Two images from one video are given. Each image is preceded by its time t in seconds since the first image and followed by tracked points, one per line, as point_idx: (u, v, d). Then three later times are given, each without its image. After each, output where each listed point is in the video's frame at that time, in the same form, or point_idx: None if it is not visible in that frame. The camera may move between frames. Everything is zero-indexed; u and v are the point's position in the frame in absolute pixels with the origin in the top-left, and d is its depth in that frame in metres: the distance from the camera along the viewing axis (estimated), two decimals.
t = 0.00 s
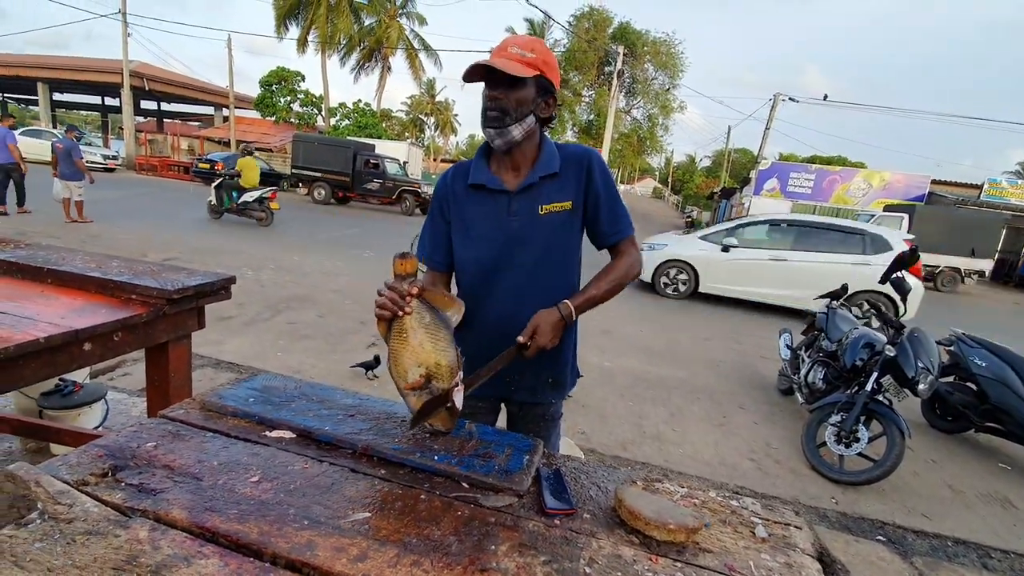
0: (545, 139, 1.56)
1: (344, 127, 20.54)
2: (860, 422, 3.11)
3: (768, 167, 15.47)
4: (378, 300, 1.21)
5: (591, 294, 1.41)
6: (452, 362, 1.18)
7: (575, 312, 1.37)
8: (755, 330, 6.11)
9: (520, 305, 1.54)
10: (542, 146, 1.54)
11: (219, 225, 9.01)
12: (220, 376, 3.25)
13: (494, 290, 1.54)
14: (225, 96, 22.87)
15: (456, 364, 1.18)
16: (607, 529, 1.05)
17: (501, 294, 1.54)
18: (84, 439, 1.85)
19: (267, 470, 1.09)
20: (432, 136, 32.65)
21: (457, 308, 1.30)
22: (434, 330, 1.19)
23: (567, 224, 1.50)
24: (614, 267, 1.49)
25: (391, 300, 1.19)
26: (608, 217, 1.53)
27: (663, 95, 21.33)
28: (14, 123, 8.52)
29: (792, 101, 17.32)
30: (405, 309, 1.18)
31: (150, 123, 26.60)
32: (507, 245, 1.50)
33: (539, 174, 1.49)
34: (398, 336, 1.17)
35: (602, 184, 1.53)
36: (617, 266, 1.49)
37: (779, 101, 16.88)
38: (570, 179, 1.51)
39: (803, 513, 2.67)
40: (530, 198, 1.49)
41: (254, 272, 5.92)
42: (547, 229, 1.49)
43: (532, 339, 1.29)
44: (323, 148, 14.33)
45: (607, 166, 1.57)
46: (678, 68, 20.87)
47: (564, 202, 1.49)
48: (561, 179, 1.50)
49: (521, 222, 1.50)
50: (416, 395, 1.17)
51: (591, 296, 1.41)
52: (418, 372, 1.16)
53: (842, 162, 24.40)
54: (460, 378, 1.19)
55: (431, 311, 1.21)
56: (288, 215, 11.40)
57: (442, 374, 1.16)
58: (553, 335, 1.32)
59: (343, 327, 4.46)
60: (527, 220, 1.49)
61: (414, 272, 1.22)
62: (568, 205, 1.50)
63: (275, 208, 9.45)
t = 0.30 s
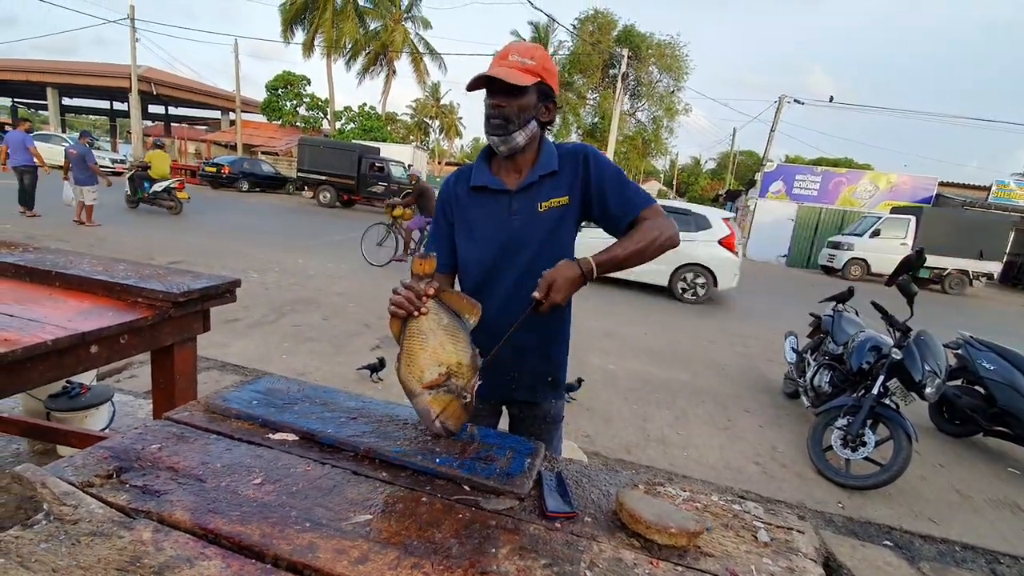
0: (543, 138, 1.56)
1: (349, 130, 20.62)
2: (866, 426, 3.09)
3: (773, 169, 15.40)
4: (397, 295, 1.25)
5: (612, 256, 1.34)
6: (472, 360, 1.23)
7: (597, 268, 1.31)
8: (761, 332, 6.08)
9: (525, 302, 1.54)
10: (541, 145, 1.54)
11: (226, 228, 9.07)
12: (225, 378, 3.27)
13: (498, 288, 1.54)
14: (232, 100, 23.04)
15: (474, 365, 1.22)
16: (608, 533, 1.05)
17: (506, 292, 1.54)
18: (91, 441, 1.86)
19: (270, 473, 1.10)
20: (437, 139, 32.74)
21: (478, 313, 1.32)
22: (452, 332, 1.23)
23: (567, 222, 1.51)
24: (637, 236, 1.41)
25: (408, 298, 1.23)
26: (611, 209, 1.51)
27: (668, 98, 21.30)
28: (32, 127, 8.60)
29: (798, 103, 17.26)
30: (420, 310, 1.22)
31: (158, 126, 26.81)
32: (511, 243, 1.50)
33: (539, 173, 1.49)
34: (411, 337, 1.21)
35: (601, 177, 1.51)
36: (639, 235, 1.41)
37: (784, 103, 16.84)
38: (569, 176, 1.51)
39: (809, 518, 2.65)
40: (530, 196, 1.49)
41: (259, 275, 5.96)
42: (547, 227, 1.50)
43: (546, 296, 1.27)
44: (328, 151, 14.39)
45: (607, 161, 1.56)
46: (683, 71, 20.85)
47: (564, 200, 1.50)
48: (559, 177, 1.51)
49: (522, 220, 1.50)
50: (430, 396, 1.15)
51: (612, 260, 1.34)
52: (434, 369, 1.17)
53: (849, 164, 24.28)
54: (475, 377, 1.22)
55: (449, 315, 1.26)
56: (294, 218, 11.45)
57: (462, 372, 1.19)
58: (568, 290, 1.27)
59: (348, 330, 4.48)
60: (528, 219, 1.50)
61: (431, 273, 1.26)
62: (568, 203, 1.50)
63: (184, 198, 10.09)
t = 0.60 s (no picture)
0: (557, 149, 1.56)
1: (351, 134, 20.69)
2: (873, 425, 3.08)
3: (776, 167, 15.35)
4: (362, 324, 1.22)
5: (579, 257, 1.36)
6: (440, 366, 1.19)
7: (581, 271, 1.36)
8: (765, 331, 6.07)
9: (524, 310, 1.54)
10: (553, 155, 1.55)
11: (229, 233, 9.11)
12: (230, 383, 3.28)
13: (500, 293, 1.54)
14: (234, 105, 23.14)
15: (446, 368, 1.20)
16: (612, 534, 1.05)
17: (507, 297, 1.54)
18: (97, 446, 1.88)
19: (273, 476, 1.10)
20: (439, 142, 32.80)
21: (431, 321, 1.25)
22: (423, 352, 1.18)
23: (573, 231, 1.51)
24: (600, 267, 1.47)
25: (369, 322, 1.20)
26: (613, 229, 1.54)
27: (669, 98, 21.31)
28: (41, 135, 8.69)
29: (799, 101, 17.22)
30: (384, 326, 1.19)
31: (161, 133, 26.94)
32: (515, 250, 1.50)
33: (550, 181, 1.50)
34: (389, 351, 1.19)
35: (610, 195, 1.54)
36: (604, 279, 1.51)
37: (786, 102, 16.81)
38: (579, 187, 1.52)
39: (817, 517, 2.64)
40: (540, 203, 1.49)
41: (263, 279, 5.98)
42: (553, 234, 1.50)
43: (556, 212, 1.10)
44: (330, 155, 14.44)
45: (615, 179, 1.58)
46: (684, 70, 20.84)
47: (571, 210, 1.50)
48: (571, 187, 1.51)
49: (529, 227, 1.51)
50: (416, 407, 1.19)
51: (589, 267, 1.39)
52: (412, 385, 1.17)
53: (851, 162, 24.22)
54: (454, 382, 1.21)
55: (416, 329, 1.22)
56: (297, 222, 11.49)
57: (434, 382, 1.18)
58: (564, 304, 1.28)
59: (351, 332, 4.49)
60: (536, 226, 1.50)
61: (383, 289, 1.22)
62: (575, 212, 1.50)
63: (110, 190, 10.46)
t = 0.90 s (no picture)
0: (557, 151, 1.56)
1: (352, 137, 20.71)
2: (879, 422, 3.06)
3: (777, 165, 15.32)
4: (359, 331, 1.23)
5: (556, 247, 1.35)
6: (433, 366, 1.19)
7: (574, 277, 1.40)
8: (769, 329, 6.05)
9: (524, 313, 1.54)
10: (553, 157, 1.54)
11: (232, 237, 9.13)
12: (234, 386, 3.29)
13: (500, 296, 1.55)
14: (236, 110, 23.22)
15: (444, 368, 1.21)
16: (617, 534, 1.05)
17: (507, 301, 1.55)
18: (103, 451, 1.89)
19: (278, 479, 1.10)
20: (440, 143, 32.85)
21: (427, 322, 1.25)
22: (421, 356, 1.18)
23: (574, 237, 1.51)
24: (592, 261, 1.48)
25: (365, 329, 1.21)
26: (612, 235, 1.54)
27: (670, 96, 21.26)
28: (46, 142, 8.71)
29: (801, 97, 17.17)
30: (380, 332, 1.20)
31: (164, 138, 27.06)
32: (513, 253, 1.51)
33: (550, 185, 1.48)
34: (386, 357, 1.19)
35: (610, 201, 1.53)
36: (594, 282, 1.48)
37: (787, 98, 16.78)
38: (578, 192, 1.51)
39: (823, 516, 2.62)
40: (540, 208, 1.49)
41: (266, 283, 6.00)
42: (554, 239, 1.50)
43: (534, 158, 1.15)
44: (331, 158, 14.46)
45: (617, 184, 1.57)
46: (684, 69, 20.83)
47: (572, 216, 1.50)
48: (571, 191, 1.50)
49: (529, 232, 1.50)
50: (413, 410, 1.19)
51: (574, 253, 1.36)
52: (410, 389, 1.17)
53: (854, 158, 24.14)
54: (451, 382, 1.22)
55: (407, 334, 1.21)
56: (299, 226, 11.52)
57: (433, 383, 1.19)
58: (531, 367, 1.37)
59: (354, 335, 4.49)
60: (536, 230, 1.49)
61: (376, 295, 1.22)
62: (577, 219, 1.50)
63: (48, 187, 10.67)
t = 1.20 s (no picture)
0: (548, 151, 1.56)
1: (350, 140, 20.74)
2: (884, 413, 3.06)
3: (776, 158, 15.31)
4: (337, 352, 1.22)
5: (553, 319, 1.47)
6: (411, 375, 1.21)
7: (559, 344, 1.43)
8: (772, 323, 6.04)
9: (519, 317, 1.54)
10: (545, 157, 1.54)
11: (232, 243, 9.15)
12: (239, 392, 3.30)
13: (494, 300, 1.55)
14: (234, 116, 23.26)
15: (419, 372, 1.24)
16: (624, 530, 1.05)
17: (501, 305, 1.55)
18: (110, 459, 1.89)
19: (285, 484, 1.10)
20: (438, 145, 32.87)
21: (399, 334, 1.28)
22: (399, 370, 1.20)
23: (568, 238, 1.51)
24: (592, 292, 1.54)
25: (342, 350, 1.20)
26: (606, 236, 1.55)
27: (667, 92, 21.23)
28: (47, 152, 8.72)
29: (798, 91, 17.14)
30: (354, 350, 1.19)
31: (163, 146, 27.12)
32: (507, 257, 1.51)
33: (542, 186, 1.49)
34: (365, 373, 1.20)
35: (604, 203, 1.54)
36: (599, 293, 1.56)
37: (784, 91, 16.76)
38: (571, 193, 1.51)
39: (830, 508, 2.62)
40: (533, 210, 1.49)
41: (268, 288, 6.01)
42: (548, 240, 1.50)
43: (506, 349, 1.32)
44: (329, 162, 14.48)
45: (612, 184, 1.56)
46: (681, 65, 20.82)
47: (566, 216, 1.50)
48: (564, 193, 1.50)
49: (522, 234, 1.50)
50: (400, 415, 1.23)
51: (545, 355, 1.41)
52: (395, 401, 1.21)
53: (853, 150, 24.08)
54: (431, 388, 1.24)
55: (381, 350, 1.20)
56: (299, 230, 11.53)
57: (412, 388, 1.21)
58: (543, 370, 1.39)
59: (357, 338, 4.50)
60: (530, 233, 1.50)
61: (346, 315, 1.21)
62: (571, 220, 1.50)
63: None
